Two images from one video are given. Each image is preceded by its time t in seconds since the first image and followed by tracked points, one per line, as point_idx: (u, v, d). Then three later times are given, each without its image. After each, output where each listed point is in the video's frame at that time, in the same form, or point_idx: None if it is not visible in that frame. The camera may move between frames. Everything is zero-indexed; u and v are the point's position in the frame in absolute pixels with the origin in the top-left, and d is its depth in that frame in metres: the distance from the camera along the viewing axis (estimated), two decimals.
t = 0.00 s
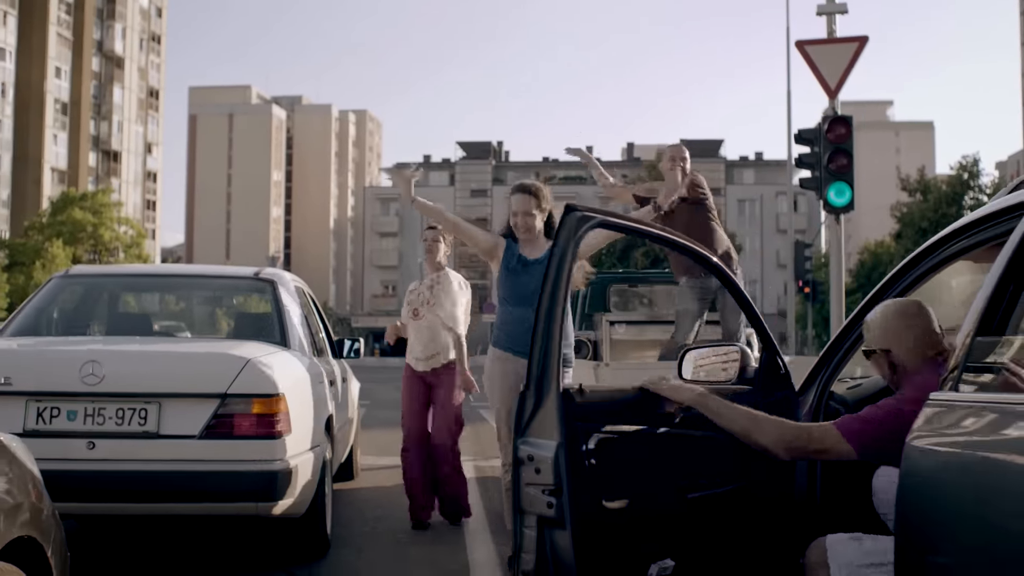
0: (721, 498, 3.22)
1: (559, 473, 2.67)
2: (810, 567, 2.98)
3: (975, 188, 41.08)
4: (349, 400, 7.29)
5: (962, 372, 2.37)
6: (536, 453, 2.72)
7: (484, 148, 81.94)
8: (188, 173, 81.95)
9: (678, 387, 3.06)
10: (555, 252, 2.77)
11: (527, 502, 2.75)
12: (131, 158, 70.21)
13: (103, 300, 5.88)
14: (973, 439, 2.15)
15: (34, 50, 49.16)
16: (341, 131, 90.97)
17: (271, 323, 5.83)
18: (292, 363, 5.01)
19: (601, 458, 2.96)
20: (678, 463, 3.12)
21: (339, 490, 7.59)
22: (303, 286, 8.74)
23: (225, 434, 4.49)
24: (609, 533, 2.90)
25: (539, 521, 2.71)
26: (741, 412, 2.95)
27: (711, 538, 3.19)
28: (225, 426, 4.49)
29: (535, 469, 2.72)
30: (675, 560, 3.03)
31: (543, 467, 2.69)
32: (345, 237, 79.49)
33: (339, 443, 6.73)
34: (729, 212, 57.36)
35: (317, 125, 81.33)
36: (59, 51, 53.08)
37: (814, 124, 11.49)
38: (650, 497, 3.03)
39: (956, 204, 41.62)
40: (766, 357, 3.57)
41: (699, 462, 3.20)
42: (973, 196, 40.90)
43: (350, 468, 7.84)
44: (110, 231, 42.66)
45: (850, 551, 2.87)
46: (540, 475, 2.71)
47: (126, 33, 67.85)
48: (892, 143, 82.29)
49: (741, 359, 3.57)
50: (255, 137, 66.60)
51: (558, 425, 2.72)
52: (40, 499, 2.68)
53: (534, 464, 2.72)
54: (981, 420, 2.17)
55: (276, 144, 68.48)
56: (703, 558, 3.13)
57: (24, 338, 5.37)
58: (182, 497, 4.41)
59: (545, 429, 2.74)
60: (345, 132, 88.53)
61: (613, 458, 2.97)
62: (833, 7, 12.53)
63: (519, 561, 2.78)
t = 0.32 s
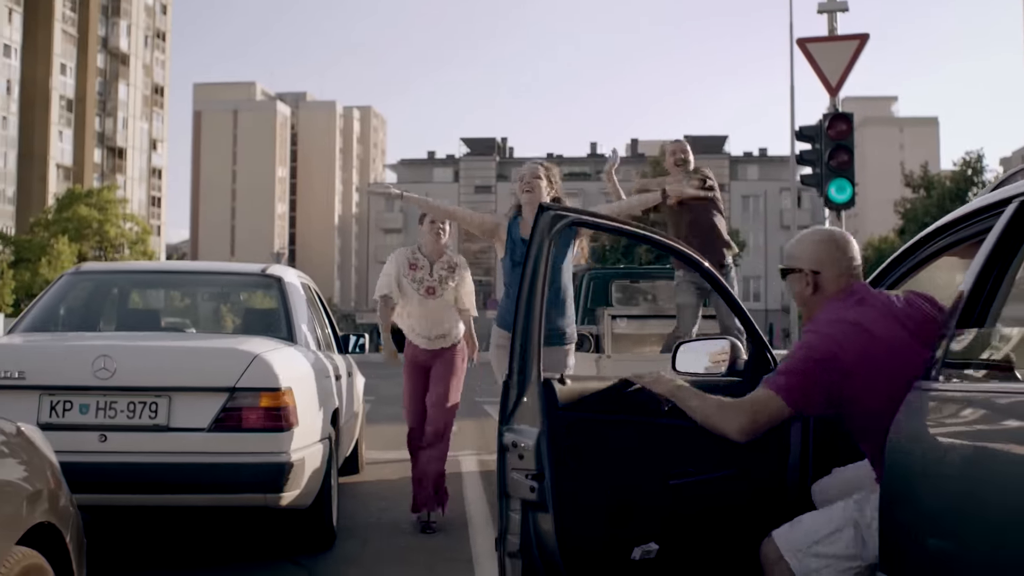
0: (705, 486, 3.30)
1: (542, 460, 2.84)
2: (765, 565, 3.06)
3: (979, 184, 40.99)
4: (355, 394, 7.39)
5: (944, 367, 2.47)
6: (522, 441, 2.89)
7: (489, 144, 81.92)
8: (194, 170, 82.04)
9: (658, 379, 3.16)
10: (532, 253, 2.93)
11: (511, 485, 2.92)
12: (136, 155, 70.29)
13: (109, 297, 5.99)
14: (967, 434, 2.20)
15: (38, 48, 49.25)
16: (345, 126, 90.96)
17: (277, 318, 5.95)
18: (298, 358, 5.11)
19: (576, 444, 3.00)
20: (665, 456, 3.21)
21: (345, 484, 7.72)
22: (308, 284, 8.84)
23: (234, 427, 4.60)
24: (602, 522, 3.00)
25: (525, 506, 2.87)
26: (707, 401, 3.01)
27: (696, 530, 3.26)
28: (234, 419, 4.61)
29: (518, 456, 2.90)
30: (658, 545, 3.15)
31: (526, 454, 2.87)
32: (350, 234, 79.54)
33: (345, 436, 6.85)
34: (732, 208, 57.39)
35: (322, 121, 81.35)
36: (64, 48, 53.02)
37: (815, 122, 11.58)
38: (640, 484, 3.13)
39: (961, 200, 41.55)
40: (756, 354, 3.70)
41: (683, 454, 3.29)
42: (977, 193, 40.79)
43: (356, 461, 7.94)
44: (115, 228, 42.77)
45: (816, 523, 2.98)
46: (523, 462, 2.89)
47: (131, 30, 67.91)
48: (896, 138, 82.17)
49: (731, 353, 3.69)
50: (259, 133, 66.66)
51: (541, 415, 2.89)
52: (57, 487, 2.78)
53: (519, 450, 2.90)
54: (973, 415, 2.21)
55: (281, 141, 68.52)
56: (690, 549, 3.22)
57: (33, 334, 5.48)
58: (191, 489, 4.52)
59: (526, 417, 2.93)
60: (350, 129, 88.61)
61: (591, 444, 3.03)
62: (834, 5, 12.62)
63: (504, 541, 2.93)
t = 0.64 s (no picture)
0: (715, 474, 3.33)
1: (571, 451, 2.95)
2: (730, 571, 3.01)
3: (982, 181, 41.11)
4: (361, 388, 7.50)
5: (960, 348, 2.59)
6: (549, 430, 3.00)
7: (493, 140, 82.07)
8: (199, 166, 82.29)
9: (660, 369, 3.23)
10: (569, 239, 3.07)
11: (539, 474, 3.01)
12: (142, 152, 70.59)
13: (122, 291, 6.11)
14: (963, 425, 2.33)
15: (45, 44, 49.42)
16: (349, 123, 91.20)
17: (286, 314, 6.07)
18: (307, 352, 5.22)
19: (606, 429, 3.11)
20: (674, 442, 3.25)
21: (351, 477, 7.85)
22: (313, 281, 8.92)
23: (244, 419, 4.72)
24: (630, 515, 3.09)
25: (547, 492, 2.98)
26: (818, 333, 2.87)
27: (705, 512, 3.29)
28: (243, 412, 4.73)
29: (546, 444, 3.00)
30: (675, 531, 3.20)
31: (555, 440, 2.98)
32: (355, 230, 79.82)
33: (352, 430, 6.99)
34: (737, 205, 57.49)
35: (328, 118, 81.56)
36: (69, 45, 53.27)
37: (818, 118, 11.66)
38: (654, 467, 3.17)
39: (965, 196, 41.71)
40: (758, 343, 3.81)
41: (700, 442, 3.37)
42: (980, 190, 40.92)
43: (362, 454, 8.05)
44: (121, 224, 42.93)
45: (754, 517, 2.95)
46: (552, 450, 2.98)
47: (137, 27, 68.10)
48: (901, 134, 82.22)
49: (734, 342, 3.81)
50: (265, 129, 66.89)
51: (569, 406, 3.00)
52: (76, 473, 2.88)
53: (547, 439, 3.00)
54: (976, 403, 2.32)
55: (286, 137, 68.75)
56: (700, 538, 3.28)
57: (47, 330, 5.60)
58: (205, 480, 4.65)
59: (556, 406, 3.02)
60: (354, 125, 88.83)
61: (614, 429, 3.12)
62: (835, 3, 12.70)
63: (531, 528, 3.01)
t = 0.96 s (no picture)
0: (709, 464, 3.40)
1: (559, 439, 3.06)
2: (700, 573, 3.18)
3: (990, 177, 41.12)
4: (369, 385, 7.60)
5: (951, 342, 2.69)
6: (535, 419, 3.12)
7: (500, 137, 82.12)
8: (207, 163, 82.46)
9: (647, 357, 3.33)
10: (550, 241, 3.19)
11: (527, 463, 3.13)
12: (149, 149, 70.77)
13: (134, 288, 6.21)
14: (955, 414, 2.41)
15: (53, 41, 49.55)
16: (357, 121, 91.31)
17: (296, 310, 6.19)
18: (318, 349, 5.33)
19: (592, 428, 3.17)
20: (669, 434, 3.35)
21: (360, 470, 7.96)
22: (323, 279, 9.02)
23: (256, 412, 4.83)
24: (623, 508, 3.15)
25: (540, 481, 3.08)
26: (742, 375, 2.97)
27: (746, 516, 3.21)
28: (255, 406, 4.84)
29: (533, 433, 3.12)
30: (663, 518, 3.23)
31: (540, 430, 3.10)
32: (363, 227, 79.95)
33: (360, 425, 7.10)
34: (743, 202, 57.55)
35: (335, 115, 81.65)
36: (77, 43, 53.43)
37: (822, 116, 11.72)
38: (644, 457, 3.23)
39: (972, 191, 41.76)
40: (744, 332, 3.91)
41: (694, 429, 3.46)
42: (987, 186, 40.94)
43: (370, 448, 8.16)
44: (128, 221, 43.09)
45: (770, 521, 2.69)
46: (538, 439, 3.10)
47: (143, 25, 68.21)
48: (909, 129, 82.16)
49: (727, 336, 3.90)
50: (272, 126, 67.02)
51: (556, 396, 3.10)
52: (98, 462, 2.99)
53: (533, 428, 3.12)
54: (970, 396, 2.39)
55: (293, 134, 68.89)
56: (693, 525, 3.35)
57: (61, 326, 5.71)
58: (216, 472, 4.76)
59: (544, 397, 3.14)
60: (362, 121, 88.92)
61: (603, 423, 3.20)
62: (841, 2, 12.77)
63: (519, 514, 3.13)
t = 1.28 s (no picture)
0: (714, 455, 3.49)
1: (564, 429, 3.19)
2: None
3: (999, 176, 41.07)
4: (378, 382, 7.70)
5: (944, 338, 2.76)
6: (543, 414, 3.26)
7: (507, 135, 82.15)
8: (214, 162, 82.55)
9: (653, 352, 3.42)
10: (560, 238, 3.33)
11: (535, 455, 3.29)
12: (156, 148, 70.86)
13: (146, 287, 6.30)
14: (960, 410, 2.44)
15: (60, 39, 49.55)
16: (365, 119, 91.48)
17: (306, 307, 6.29)
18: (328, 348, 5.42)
19: (599, 421, 3.22)
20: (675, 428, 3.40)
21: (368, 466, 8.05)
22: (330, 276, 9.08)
23: (268, 408, 4.93)
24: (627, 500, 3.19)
25: (547, 473, 3.22)
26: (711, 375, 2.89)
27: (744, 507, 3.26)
28: (268, 402, 4.93)
29: (541, 429, 3.27)
30: (668, 509, 3.23)
31: (548, 426, 3.24)
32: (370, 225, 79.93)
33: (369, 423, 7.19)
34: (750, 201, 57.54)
35: (342, 113, 81.75)
36: (84, 41, 53.57)
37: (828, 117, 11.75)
38: (649, 452, 3.21)
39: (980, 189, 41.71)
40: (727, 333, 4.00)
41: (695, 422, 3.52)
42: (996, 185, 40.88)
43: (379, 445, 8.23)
44: (136, 219, 43.08)
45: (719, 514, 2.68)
46: (546, 434, 3.25)
47: (150, 23, 68.21)
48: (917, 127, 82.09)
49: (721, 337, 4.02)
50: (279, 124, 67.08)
51: (564, 390, 3.22)
52: (117, 456, 3.08)
53: (541, 422, 3.27)
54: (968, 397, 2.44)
55: (299, 132, 68.96)
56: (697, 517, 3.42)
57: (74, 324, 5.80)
58: (226, 465, 4.85)
59: (551, 391, 3.26)
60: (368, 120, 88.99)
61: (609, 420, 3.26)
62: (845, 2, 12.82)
63: (528, 505, 3.26)
